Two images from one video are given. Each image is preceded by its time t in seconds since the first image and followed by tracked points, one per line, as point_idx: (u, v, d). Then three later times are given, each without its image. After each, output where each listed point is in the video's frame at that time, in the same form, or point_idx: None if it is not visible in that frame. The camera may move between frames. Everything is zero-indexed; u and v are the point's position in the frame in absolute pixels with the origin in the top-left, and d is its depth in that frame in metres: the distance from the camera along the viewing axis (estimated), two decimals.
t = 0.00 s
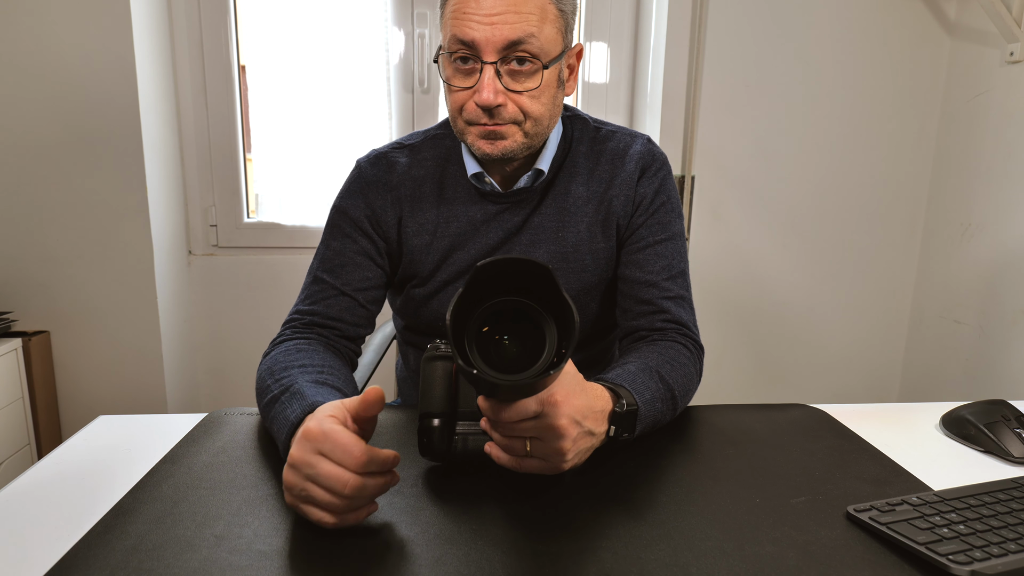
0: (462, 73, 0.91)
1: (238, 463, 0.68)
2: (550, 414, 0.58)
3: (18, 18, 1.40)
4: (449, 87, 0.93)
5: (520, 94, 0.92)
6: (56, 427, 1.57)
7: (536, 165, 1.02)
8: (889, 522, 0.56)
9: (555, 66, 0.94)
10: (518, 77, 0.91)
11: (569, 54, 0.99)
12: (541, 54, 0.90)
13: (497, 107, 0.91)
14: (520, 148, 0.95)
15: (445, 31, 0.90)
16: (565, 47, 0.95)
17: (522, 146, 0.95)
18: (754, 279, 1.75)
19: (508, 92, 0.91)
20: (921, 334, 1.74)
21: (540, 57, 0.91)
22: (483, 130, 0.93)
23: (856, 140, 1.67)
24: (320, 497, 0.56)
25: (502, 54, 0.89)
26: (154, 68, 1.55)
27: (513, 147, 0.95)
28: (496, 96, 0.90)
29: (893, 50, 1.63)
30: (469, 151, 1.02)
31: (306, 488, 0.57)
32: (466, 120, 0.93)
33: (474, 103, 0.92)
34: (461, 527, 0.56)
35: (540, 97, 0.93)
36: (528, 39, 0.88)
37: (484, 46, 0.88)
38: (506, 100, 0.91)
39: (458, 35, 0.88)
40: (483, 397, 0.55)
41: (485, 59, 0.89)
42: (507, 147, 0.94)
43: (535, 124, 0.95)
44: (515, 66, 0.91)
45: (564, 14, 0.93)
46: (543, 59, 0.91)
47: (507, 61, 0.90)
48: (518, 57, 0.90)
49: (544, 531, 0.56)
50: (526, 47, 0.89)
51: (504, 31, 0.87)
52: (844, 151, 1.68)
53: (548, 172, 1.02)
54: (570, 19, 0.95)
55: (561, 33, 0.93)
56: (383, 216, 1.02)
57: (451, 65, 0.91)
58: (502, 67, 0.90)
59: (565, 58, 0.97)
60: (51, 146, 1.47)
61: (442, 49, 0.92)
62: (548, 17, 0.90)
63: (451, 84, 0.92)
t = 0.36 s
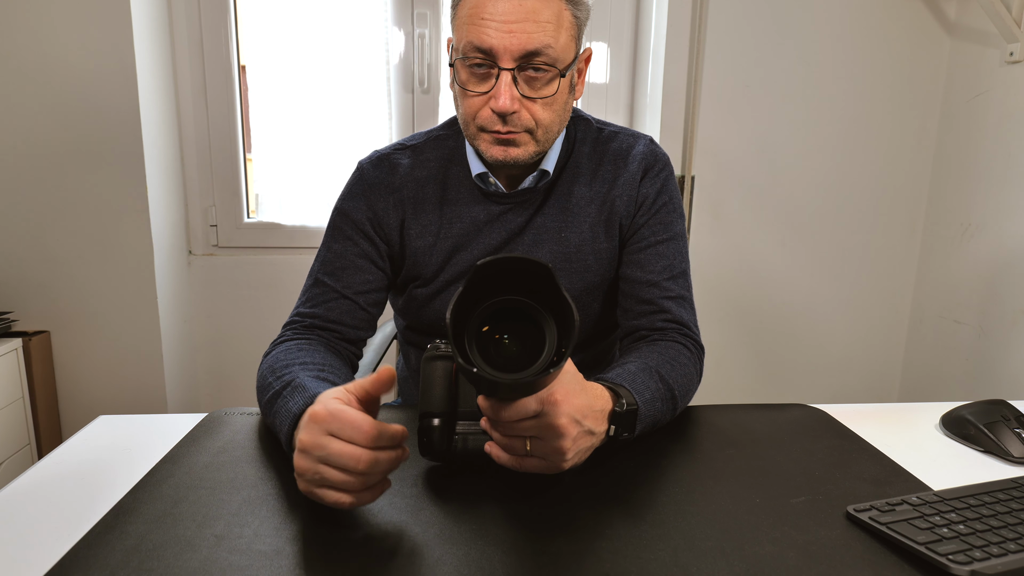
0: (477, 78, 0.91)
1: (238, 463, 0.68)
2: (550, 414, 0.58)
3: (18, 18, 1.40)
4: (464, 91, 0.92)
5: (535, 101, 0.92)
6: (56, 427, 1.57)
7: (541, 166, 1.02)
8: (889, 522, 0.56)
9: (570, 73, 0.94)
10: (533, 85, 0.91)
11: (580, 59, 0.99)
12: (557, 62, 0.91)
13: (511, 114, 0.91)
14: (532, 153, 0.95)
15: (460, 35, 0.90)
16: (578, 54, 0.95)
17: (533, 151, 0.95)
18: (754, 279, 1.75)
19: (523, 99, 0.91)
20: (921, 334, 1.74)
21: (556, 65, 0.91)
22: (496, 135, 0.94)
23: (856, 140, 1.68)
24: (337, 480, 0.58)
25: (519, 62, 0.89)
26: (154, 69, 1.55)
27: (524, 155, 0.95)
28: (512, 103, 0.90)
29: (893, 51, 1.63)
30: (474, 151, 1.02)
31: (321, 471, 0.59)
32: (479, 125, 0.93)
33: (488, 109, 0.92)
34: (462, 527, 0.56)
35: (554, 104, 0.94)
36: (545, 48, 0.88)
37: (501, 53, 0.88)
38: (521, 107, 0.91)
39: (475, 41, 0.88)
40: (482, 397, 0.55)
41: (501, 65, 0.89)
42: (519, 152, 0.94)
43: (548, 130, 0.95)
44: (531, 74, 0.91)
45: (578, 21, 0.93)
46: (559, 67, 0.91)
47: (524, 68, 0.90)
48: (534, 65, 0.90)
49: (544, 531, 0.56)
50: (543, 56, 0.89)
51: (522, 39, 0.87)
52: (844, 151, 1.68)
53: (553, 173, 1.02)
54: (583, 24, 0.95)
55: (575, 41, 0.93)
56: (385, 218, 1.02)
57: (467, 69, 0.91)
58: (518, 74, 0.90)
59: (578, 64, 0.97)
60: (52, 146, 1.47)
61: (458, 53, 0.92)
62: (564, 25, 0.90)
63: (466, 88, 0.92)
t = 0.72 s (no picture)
0: (490, 84, 0.91)
1: (238, 463, 0.68)
2: (550, 415, 0.59)
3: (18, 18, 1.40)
4: (476, 97, 0.92)
5: (547, 108, 0.92)
6: (56, 427, 1.57)
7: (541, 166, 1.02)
8: (889, 522, 0.56)
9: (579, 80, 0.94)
10: (546, 92, 0.91)
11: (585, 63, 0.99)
12: (570, 71, 0.91)
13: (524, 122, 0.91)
14: (540, 159, 0.96)
15: (471, 41, 0.89)
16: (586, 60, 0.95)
17: (541, 157, 0.96)
18: (754, 279, 1.75)
19: (536, 107, 0.91)
20: (921, 334, 1.74)
21: (569, 73, 0.91)
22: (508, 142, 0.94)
23: (855, 140, 1.68)
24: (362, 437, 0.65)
25: (533, 70, 0.89)
26: (154, 69, 1.55)
27: (532, 162, 0.96)
28: (526, 111, 0.90)
29: (893, 51, 1.63)
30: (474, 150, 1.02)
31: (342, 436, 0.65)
32: (490, 131, 0.93)
33: (501, 116, 0.91)
34: (461, 527, 0.56)
35: (564, 111, 0.94)
36: (560, 57, 0.89)
37: (516, 61, 0.88)
38: (534, 114, 0.91)
39: (490, 48, 0.88)
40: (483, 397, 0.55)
41: (516, 73, 0.89)
42: (528, 159, 0.95)
43: (557, 136, 0.96)
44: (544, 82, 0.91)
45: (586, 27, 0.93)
46: (571, 75, 0.92)
47: (537, 76, 0.90)
48: (549, 73, 0.90)
49: (544, 531, 0.56)
50: (557, 65, 0.89)
51: (538, 48, 0.87)
52: (844, 151, 1.68)
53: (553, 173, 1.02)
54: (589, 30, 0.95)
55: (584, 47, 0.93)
56: (382, 219, 1.02)
57: (479, 76, 0.91)
58: (532, 82, 0.90)
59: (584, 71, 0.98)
60: (52, 146, 1.47)
61: (469, 58, 0.91)
62: (576, 33, 0.90)
63: (478, 94, 0.92)
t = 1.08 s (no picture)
0: (502, 93, 0.90)
1: (238, 463, 0.68)
2: (550, 415, 0.59)
3: (18, 18, 1.40)
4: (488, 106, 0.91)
5: (559, 114, 0.92)
6: (56, 427, 1.57)
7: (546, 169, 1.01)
8: (889, 521, 0.56)
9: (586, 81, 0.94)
10: (558, 98, 0.91)
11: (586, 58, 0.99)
12: (580, 75, 0.91)
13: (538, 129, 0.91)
14: (551, 162, 0.97)
15: (485, 50, 0.88)
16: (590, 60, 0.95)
17: (552, 159, 0.97)
18: (754, 279, 1.75)
19: (550, 114, 0.91)
20: (921, 334, 1.74)
21: (579, 77, 0.91)
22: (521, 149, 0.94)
23: (855, 140, 1.68)
24: (317, 460, 0.64)
25: (546, 78, 0.88)
26: (154, 69, 1.55)
27: (544, 166, 0.97)
28: (542, 120, 0.90)
29: (893, 51, 1.63)
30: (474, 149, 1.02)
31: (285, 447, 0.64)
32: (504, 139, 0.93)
33: (516, 125, 0.91)
34: (461, 527, 0.56)
35: (574, 114, 0.94)
36: (571, 63, 0.88)
37: (530, 71, 0.87)
38: (548, 122, 0.91)
39: (503, 59, 0.87)
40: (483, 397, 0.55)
41: (529, 82, 0.88)
42: (540, 163, 0.96)
43: (566, 139, 0.97)
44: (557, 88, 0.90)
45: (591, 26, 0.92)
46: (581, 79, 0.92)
47: (550, 83, 0.89)
48: (562, 80, 0.89)
49: (544, 531, 0.56)
50: (568, 71, 0.89)
51: (551, 57, 0.86)
52: (844, 151, 1.68)
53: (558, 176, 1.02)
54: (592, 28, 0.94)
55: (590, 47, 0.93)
56: (381, 217, 1.02)
57: (491, 85, 0.90)
58: (544, 89, 0.90)
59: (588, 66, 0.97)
60: (51, 146, 1.47)
61: (480, 67, 0.90)
62: (584, 35, 0.89)
63: (490, 103, 0.91)
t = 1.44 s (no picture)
0: (482, 89, 0.91)
1: (238, 463, 0.68)
2: (550, 416, 0.59)
3: (17, 18, 1.40)
4: (469, 103, 0.92)
5: (541, 107, 0.91)
6: (56, 427, 1.57)
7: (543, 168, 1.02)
8: (889, 521, 0.56)
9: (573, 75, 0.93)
10: (539, 91, 0.91)
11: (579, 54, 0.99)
12: (562, 67, 0.90)
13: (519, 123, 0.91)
14: (540, 159, 0.96)
15: (462, 44, 0.88)
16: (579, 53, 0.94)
17: (541, 156, 0.96)
18: (754, 278, 1.75)
19: (530, 107, 0.91)
20: (921, 334, 1.74)
21: (560, 70, 0.90)
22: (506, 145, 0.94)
23: (855, 140, 1.68)
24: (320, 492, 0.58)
25: (524, 71, 0.88)
26: (154, 69, 1.55)
27: (532, 163, 0.96)
28: (520, 113, 0.90)
29: (893, 51, 1.63)
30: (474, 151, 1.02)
31: (325, 479, 0.59)
32: (488, 135, 0.94)
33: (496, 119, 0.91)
34: (461, 526, 0.56)
35: (560, 109, 0.94)
36: (549, 55, 0.87)
37: (506, 64, 0.87)
38: (529, 115, 0.91)
39: (478, 54, 0.87)
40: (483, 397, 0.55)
41: (507, 76, 0.88)
42: (528, 160, 0.95)
43: (555, 134, 0.96)
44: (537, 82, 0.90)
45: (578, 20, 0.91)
46: (564, 72, 0.91)
47: (529, 77, 0.89)
48: (542, 72, 0.89)
49: (545, 530, 0.56)
50: (547, 63, 0.88)
51: (525, 48, 0.86)
52: (844, 151, 1.68)
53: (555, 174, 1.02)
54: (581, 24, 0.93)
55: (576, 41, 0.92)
56: (384, 218, 1.02)
57: (471, 81, 0.90)
58: (523, 82, 0.89)
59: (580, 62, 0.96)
60: (51, 146, 1.47)
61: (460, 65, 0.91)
62: (565, 27, 0.88)
63: (471, 99, 0.92)
